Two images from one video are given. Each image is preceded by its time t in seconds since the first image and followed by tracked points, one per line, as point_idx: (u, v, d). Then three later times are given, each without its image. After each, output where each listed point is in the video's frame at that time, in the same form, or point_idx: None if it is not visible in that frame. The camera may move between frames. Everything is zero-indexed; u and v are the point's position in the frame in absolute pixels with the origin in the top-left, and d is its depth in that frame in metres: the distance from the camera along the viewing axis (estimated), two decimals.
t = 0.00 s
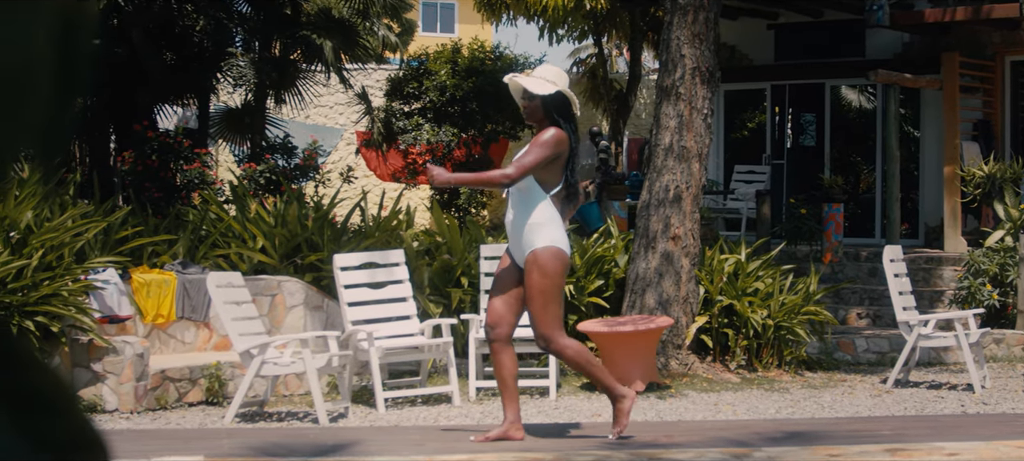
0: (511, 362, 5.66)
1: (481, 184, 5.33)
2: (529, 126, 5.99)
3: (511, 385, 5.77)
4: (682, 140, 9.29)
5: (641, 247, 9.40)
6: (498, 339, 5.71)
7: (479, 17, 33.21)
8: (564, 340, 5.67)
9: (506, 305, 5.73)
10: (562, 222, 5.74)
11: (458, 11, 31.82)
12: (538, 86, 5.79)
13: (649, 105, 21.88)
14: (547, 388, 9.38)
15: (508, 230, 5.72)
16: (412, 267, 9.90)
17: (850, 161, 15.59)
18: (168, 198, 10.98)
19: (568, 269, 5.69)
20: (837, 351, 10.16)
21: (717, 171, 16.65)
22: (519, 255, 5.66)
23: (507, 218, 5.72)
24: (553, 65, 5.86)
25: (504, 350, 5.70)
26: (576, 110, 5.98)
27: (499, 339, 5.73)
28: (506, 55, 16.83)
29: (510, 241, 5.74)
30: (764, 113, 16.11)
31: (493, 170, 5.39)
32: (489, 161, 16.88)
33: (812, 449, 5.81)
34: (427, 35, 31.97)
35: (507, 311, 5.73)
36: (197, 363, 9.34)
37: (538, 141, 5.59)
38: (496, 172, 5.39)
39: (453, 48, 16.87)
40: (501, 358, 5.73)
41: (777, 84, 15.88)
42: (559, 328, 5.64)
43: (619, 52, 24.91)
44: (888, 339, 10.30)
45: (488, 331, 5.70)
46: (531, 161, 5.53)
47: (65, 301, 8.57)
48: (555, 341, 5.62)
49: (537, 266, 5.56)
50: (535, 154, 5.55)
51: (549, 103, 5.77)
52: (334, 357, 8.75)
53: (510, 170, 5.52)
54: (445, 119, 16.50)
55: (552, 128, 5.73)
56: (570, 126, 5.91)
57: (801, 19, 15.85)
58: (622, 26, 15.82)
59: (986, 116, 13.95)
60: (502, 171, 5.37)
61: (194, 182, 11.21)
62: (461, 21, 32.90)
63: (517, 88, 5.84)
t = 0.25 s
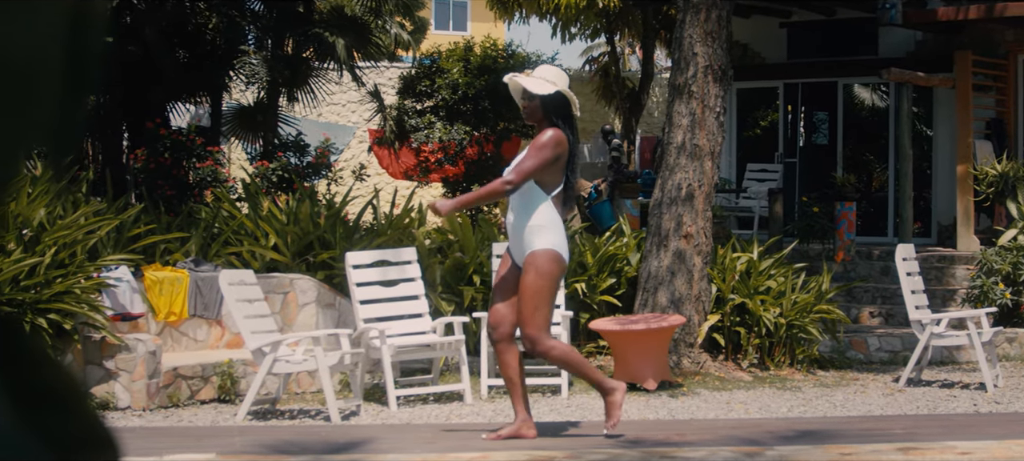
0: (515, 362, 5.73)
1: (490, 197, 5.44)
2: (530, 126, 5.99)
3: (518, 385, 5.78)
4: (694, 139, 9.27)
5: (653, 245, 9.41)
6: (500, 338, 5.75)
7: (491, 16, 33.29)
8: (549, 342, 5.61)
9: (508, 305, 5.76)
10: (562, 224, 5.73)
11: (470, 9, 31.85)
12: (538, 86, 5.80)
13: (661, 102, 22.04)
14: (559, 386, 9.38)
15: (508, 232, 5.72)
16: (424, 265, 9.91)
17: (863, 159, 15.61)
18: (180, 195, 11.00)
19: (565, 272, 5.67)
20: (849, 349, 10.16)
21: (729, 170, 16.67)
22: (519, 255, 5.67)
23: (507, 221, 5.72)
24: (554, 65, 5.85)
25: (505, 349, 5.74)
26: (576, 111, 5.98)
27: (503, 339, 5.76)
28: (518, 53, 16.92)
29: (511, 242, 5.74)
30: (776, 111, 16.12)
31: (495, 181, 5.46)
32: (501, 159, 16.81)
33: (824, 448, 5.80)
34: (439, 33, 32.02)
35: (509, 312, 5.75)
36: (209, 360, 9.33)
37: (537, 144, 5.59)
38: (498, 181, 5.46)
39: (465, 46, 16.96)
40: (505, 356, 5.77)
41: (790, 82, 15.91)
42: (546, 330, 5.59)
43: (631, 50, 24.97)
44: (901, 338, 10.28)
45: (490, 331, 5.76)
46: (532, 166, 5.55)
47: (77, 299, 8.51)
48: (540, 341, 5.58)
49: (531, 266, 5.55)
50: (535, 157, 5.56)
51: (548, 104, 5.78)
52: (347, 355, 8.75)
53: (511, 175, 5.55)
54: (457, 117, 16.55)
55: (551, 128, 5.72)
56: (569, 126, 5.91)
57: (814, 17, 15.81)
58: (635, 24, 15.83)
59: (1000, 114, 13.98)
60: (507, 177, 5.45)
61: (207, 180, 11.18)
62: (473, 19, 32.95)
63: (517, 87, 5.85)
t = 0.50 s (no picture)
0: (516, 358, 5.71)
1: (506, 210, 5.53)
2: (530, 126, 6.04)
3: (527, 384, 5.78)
4: (706, 137, 9.28)
5: (667, 243, 9.42)
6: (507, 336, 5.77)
7: (504, 15, 33.47)
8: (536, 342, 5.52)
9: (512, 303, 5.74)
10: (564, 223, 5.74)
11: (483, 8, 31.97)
12: (538, 86, 5.86)
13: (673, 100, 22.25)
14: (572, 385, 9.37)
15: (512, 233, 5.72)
16: (438, 264, 9.94)
17: (877, 158, 15.61)
18: (194, 194, 11.02)
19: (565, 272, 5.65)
20: (862, 348, 10.17)
21: (743, 168, 16.68)
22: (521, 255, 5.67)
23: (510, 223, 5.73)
24: (553, 65, 5.90)
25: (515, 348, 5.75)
26: (575, 111, 6.04)
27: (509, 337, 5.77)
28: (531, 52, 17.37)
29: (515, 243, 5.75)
30: (789, 110, 16.13)
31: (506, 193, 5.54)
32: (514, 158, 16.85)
33: (838, 447, 5.78)
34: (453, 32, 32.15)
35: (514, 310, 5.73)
36: (223, 359, 9.32)
37: (539, 147, 5.62)
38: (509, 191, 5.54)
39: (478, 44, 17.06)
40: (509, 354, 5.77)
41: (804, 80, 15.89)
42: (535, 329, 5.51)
43: (645, 49, 25.12)
44: (914, 337, 10.28)
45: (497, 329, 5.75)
46: (537, 169, 5.59)
47: (91, 297, 8.56)
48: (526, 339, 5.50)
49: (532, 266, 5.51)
50: (539, 160, 5.60)
51: (547, 104, 5.83)
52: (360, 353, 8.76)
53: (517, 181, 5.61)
54: (470, 115, 16.64)
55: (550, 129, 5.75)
56: (569, 126, 5.96)
57: (827, 16, 15.82)
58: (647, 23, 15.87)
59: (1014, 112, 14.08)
60: (516, 186, 5.54)
61: (220, 179, 11.25)
62: (486, 18, 33.08)
63: (517, 87, 5.89)
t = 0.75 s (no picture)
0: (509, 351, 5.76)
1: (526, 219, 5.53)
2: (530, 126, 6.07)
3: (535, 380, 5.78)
4: (720, 135, 9.26)
5: (680, 242, 9.43)
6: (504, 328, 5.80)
7: (517, 14, 33.61)
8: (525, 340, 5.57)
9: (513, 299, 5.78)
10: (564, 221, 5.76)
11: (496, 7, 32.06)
12: (539, 86, 5.89)
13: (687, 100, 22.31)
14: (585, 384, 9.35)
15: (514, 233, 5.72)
16: (451, 262, 9.94)
17: (890, 156, 15.63)
18: (207, 193, 11.04)
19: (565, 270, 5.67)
20: (876, 347, 10.17)
21: (756, 167, 16.68)
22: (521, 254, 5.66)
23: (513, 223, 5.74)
24: (554, 65, 5.94)
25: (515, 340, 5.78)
26: (575, 110, 6.07)
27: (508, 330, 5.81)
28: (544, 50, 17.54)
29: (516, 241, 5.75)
30: (803, 108, 16.13)
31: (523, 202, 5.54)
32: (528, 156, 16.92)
33: (851, 446, 5.75)
34: (466, 30, 32.27)
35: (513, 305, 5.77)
36: (236, 357, 9.31)
37: (544, 149, 5.64)
38: (524, 198, 5.55)
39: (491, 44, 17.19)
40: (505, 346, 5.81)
41: (817, 79, 15.90)
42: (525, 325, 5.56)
43: (657, 48, 25.20)
44: (928, 336, 10.28)
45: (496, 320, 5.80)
46: (546, 173, 5.63)
47: (106, 295, 8.61)
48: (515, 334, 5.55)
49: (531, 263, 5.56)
50: (548, 163, 5.63)
51: (548, 104, 5.87)
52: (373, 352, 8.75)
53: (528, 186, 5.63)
54: (484, 114, 16.68)
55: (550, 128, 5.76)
56: (569, 125, 5.99)
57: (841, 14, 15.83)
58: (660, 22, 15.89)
59: None
60: (528, 192, 5.56)
61: (234, 178, 11.23)
62: (499, 18, 33.17)
63: (518, 87, 5.91)
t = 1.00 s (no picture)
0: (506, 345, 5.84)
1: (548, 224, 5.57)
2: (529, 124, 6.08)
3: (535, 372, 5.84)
4: (733, 135, 9.26)
5: (692, 242, 9.43)
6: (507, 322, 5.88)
7: (530, 14, 33.76)
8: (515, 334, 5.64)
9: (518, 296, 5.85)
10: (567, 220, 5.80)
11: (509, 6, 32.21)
12: (538, 85, 5.88)
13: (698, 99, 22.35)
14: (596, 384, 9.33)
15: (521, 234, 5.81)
16: (463, 262, 9.95)
17: (902, 156, 15.63)
18: (220, 192, 11.06)
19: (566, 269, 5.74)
20: (888, 347, 10.17)
21: (768, 166, 16.70)
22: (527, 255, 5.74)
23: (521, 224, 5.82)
24: (553, 65, 5.94)
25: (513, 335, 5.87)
26: (575, 108, 6.07)
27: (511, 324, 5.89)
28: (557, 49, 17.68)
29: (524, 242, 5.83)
30: (815, 108, 16.15)
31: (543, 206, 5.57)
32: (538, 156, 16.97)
33: (863, 446, 5.73)
34: (479, 30, 32.43)
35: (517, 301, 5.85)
36: (248, 356, 9.31)
37: (551, 151, 5.64)
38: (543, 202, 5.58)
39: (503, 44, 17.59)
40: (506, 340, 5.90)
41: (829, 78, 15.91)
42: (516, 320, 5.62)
43: (669, 47, 25.27)
44: (940, 336, 10.28)
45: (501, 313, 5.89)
46: (557, 175, 5.66)
47: (117, 295, 8.59)
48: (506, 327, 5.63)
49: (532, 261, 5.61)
50: (557, 165, 5.65)
51: (547, 103, 5.87)
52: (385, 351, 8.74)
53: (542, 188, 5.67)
54: (496, 113, 16.75)
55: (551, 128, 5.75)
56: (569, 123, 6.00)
57: (853, 14, 15.86)
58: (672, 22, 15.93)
59: None
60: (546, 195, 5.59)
61: (246, 177, 11.27)
62: (511, 18, 33.32)
63: (517, 86, 5.91)
